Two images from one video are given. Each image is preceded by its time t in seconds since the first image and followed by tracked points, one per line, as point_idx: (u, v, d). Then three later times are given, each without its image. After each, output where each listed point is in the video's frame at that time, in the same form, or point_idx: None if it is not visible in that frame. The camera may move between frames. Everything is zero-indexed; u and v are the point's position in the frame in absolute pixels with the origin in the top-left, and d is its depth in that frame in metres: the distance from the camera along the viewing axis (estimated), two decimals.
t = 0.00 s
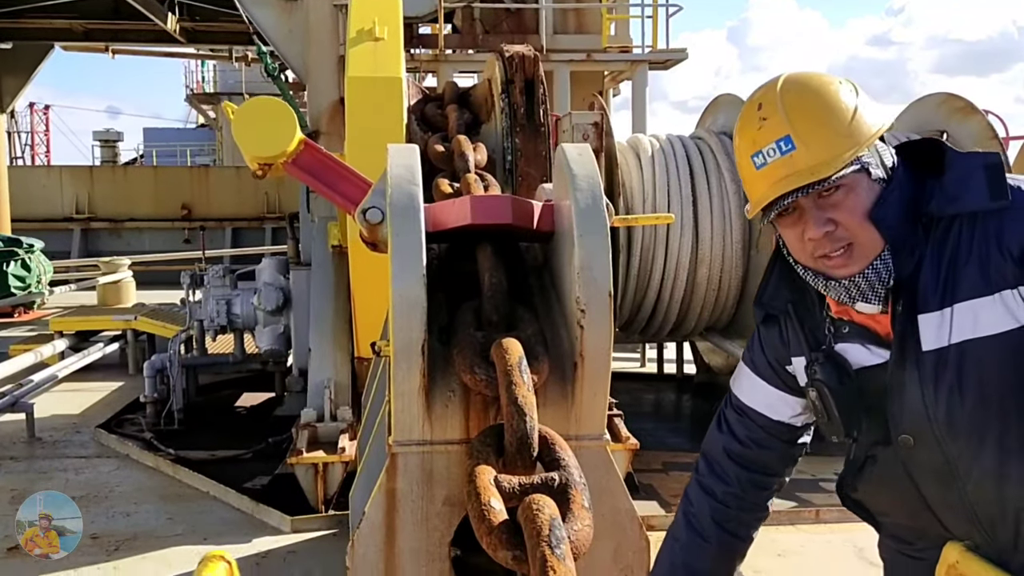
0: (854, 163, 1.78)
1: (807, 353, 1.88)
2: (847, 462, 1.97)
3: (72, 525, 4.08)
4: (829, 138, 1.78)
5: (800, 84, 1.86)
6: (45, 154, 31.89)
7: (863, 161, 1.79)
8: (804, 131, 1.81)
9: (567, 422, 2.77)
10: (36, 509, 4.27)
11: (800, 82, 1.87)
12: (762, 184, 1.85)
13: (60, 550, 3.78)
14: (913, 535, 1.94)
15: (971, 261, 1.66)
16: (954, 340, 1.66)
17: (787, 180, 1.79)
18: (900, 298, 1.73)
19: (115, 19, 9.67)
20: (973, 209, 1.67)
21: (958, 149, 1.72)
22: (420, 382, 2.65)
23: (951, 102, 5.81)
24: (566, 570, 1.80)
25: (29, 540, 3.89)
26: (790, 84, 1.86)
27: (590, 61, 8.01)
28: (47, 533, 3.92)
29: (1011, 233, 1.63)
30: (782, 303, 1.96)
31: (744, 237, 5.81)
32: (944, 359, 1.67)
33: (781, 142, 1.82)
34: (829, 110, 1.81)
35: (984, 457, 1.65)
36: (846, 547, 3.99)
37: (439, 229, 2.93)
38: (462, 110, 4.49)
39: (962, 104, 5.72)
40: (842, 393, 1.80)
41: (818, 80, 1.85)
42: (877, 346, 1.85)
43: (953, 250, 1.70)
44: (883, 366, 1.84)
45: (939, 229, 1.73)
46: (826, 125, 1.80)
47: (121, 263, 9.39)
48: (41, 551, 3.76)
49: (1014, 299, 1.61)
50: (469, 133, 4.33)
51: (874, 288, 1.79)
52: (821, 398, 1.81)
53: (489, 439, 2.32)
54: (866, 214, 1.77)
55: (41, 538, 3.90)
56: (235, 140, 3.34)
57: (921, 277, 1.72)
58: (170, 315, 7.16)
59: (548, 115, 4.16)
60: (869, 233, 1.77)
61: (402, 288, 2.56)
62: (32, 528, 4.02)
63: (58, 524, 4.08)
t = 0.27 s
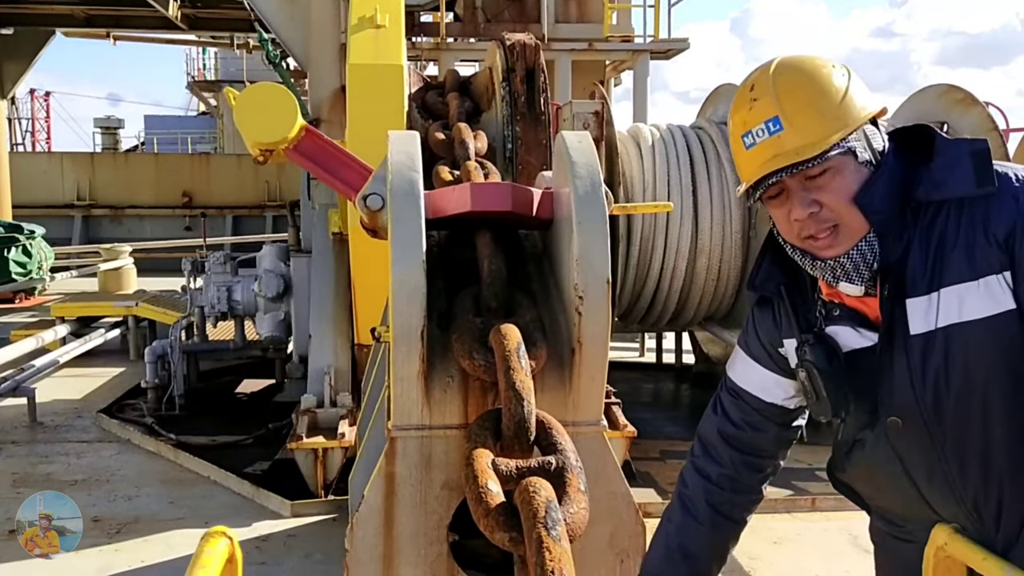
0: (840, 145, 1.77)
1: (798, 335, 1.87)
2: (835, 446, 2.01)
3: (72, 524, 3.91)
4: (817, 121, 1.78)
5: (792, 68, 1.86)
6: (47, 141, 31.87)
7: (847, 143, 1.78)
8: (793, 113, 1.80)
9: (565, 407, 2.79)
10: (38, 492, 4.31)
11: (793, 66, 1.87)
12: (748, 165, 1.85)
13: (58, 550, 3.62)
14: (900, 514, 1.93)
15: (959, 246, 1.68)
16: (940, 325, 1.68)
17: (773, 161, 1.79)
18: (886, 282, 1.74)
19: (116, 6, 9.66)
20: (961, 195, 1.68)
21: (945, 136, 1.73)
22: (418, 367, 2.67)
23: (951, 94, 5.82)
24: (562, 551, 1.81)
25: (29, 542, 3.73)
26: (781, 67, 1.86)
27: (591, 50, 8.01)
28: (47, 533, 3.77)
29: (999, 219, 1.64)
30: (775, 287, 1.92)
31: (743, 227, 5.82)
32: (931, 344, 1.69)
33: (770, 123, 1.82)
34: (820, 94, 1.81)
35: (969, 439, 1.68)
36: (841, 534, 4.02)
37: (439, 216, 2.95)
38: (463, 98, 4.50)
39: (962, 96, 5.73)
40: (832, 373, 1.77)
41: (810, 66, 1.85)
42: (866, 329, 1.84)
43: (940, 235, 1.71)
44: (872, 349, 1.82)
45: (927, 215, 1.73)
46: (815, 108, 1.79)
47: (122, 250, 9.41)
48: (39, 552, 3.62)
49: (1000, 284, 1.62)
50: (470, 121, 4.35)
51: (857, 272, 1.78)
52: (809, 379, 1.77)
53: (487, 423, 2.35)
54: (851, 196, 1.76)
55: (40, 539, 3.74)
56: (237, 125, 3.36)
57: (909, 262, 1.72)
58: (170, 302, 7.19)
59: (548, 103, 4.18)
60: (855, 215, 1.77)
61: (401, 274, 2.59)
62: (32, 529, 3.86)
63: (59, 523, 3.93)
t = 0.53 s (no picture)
0: (805, 158, 1.71)
1: (791, 311, 1.87)
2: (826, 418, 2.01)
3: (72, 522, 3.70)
4: (778, 137, 1.71)
5: (755, 70, 1.76)
6: (46, 117, 31.76)
7: (813, 154, 1.72)
8: (756, 128, 1.74)
9: (560, 383, 2.81)
10: (40, 465, 4.35)
11: (757, 67, 1.77)
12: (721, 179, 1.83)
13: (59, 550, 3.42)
14: (884, 487, 1.96)
15: (951, 223, 1.67)
16: (929, 301, 1.69)
17: (737, 180, 1.76)
18: (877, 258, 1.75)
19: None
20: (955, 172, 1.67)
21: (941, 113, 1.71)
22: (416, 342, 2.71)
23: (952, 74, 5.79)
24: (554, 522, 1.83)
25: (29, 544, 3.48)
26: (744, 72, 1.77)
27: (592, 28, 7.97)
28: (47, 532, 3.56)
29: (990, 198, 1.63)
30: (768, 265, 1.92)
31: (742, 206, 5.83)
32: (920, 319, 1.71)
33: (733, 141, 1.76)
34: (784, 102, 1.72)
35: (953, 414, 1.71)
36: (834, 511, 4.06)
37: (437, 193, 2.96)
38: (462, 75, 4.49)
39: (964, 76, 5.71)
40: (824, 352, 1.78)
41: (774, 65, 1.75)
42: (858, 304, 1.86)
43: (933, 212, 1.70)
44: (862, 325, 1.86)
45: (922, 192, 1.72)
46: (778, 122, 1.72)
47: (122, 226, 9.42)
48: (39, 552, 3.41)
49: (991, 263, 1.62)
50: (469, 98, 4.34)
51: (836, 267, 1.79)
52: (802, 354, 1.79)
53: (482, 398, 2.38)
54: (819, 205, 1.72)
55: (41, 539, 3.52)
56: (236, 102, 3.36)
57: (902, 239, 1.72)
58: (170, 278, 7.20)
59: (547, 81, 4.16)
60: (826, 220, 1.73)
61: (398, 248, 2.62)
62: (31, 528, 3.64)
63: (59, 522, 3.71)
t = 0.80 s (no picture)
0: (773, 141, 1.66)
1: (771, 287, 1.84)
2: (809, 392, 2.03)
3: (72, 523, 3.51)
4: (745, 121, 1.67)
5: (721, 56, 1.72)
6: (43, 99, 31.64)
7: (781, 138, 1.67)
8: (725, 113, 1.70)
9: (555, 358, 2.84)
10: (42, 445, 4.39)
11: (727, 52, 1.72)
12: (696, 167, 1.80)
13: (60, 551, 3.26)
14: (869, 457, 2.02)
15: (927, 196, 1.64)
16: (905, 275, 1.68)
17: (705, 168, 1.74)
18: (855, 232, 1.72)
19: None
20: (929, 147, 1.63)
21: (914, 88, 1.67)
22: (410, 319, 2.73)
23: (951, 49, 5.77)
24: (546, 493, 1.86)
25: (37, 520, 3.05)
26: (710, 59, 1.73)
27: (590, 6, 7.94)
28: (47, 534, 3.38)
29: (965, 170, 1.60)
30: (750, 242, 1.89)
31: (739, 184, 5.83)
32: (896, 292, 1.70)
33: (703, 128, 1.73)
34: (752, 85, 1.68)
35: (931, 385, 1.73)
36: (829, 485, 4.10)
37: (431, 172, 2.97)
38: (458, 54, 4.48)
39: (962, 52, 5.69)
40: (804, 325, 1.76)
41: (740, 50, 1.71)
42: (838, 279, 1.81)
43: (909, 185, 1.67)
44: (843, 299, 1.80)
45: (897, 166, 1.69)
46: (745, 106, 1.67)
47: (121, 208, 9.43)
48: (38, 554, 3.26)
49: (966, 236, 1.61)
50: (464, 77, 4.33)
51: (813, 244, 1.75)
52: (783, 328, 1.77)
53: (475, 373, 2.41)
54: (791, 185, 1.68)
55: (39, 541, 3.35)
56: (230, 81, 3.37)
57: (878, 214, 1.70)
58: (169, 259, 7.23)
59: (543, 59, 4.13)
60: (799, 200, 1.69)
61: (393, 226, 2.64)
62: (30, 529, 3.46)
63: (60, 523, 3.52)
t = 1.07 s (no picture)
0: (755, 96, 1.66)
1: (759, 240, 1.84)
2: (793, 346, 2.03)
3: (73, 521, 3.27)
4: (727, 75, 1.67)
5: (707, 12, 1.73)
6: (36, 66, 31.35)
7: (764, 92, 1.66)
8: (708, 67, 1.71)
9: (549, 317, 2.86)
10: (42, 408, 4.42)
11: (711, 8, 1.73)
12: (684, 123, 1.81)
13: (59, 551, 3.03)
14: (855, 406, 2.02)
15: (911, 149, 1.63)
16: (890, 226, 1.66)
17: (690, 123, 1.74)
18: (839, 184, 1.70)
19: None
20: (913, 99, 1.61)
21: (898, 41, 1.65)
22: (405, 279, 2.74)
23: (949, 8, 5.70)
24: (538, 446, 1.88)
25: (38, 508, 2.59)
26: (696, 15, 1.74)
27: None
28: (46, 532, 3.17)
29: (949, 122, 1.58)
30: (737, 197, 1.89)
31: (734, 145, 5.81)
32: (881, 244, 1.68)
33: (686, 82, 1.74)
34: (735, 41, 1.68)
35: (913, 334, 1.71)
36: (822, 443, 4.14)
37: (426, 132, 2.97)
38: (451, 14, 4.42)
39: (961, 10, 5.63)
40: (790, 277, 1.76)
41: (724, 6, 1.71)
42: (825, 232, 1.82)
43: (894, 138, 1.66)
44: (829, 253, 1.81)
45: (881, 119, 1.67)
46: (727, 61, 1.68)
47: (116, 175, 9.39)
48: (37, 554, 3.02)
49: (949, 186, 1.59)
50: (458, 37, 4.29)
51: (796, 198, 1.75)
52: (768, 282, 1.79)
53: (470, 331, 2.43)
54: (773, 139, 1.67)
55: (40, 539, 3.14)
56: (223, 43, 3.35)
57: (862, 165, 1.68)
58: (165, 225, 7.22)
59: (537, 19, 4.12)
60: (782, 155, 1.68)
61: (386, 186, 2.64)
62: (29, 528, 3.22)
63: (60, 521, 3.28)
